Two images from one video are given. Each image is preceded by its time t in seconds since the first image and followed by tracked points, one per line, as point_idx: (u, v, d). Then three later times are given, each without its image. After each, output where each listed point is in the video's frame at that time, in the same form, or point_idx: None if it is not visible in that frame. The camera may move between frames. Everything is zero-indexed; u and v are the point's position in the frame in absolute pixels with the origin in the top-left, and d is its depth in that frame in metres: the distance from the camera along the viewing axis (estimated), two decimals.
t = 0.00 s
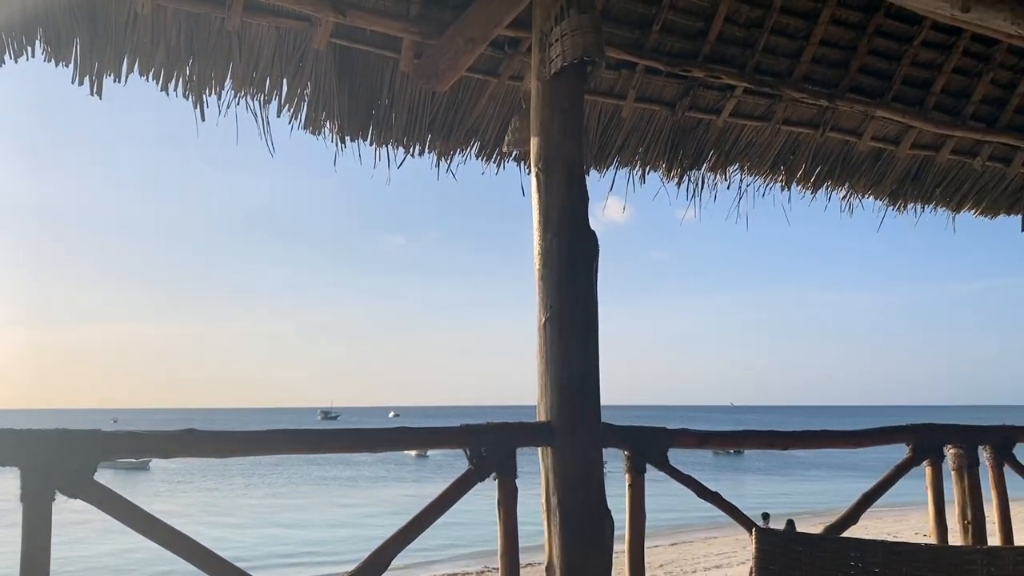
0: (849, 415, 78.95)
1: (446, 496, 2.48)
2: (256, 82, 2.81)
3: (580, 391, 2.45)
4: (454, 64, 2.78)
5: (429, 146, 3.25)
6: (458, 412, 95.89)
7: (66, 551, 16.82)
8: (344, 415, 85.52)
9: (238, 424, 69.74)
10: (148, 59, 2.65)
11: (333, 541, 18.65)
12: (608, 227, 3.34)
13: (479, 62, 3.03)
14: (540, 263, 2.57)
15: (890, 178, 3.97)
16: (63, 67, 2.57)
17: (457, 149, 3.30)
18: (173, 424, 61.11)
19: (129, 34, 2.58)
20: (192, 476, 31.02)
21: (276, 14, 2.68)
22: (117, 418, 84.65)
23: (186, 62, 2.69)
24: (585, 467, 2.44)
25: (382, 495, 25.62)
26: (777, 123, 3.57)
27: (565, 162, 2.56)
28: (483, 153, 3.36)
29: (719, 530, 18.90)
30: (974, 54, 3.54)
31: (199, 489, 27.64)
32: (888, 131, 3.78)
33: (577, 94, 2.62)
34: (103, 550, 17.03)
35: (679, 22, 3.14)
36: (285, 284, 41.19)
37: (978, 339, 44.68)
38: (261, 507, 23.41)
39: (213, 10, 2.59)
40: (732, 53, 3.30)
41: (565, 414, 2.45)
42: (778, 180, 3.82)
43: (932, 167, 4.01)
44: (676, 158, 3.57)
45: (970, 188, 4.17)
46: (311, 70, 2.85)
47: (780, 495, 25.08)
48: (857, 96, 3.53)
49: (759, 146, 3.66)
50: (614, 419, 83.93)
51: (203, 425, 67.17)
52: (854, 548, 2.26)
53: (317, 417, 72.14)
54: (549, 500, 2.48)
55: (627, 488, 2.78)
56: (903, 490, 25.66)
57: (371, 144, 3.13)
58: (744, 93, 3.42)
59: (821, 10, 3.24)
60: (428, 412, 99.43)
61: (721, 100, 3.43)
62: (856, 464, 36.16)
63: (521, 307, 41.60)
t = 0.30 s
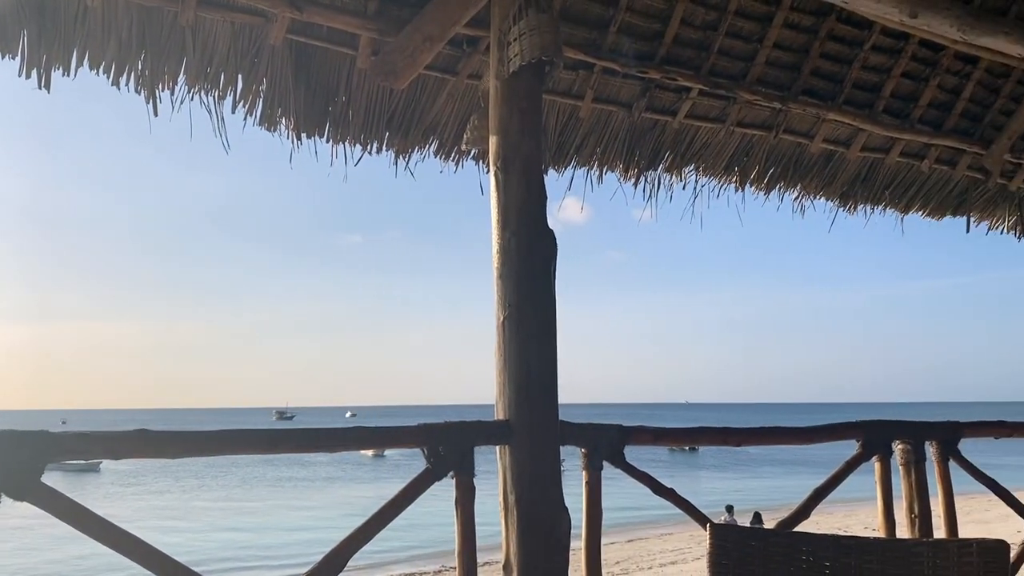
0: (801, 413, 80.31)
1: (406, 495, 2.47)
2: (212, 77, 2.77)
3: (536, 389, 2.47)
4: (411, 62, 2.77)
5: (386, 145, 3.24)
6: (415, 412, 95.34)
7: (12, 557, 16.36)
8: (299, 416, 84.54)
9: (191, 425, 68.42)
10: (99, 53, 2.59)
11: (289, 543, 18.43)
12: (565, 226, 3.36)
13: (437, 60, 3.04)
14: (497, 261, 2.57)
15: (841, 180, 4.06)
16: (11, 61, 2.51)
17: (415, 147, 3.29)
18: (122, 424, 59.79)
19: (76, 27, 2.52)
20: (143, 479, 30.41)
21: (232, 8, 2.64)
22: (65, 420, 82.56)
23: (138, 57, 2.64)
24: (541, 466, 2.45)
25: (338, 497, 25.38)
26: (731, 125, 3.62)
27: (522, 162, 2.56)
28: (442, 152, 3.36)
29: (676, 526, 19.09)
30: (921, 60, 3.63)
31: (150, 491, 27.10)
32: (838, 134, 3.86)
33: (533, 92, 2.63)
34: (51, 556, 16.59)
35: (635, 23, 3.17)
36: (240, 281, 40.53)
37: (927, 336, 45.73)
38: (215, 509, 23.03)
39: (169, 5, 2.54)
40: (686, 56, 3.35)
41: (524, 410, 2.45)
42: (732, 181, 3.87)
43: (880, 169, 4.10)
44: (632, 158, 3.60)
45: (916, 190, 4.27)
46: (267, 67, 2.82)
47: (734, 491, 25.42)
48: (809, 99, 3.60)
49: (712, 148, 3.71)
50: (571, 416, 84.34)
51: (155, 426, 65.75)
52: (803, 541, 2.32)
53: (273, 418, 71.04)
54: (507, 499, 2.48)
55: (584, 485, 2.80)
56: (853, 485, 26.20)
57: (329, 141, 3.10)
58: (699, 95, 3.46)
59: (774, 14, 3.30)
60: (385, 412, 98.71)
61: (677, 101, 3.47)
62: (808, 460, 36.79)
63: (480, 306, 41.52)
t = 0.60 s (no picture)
0: (755, 411, 81.54)
1: (364, 494, 2.45)
2: (167, 71, 2.72)
3: (497, 388, 2.46)
4: (371, 58, 2.75)
5: (346, 141, 3.21)
6: (373, 410, 94.63)
7: None
8: (255, 414, 83.37)
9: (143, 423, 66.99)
10: (50, 45, 2.52)
11: (245, 546, 18.15)
12: (525, 224, 3.36)
13: (396, 56, 3.02)
14: (457, 259, 2.56)
15: (797, 180, 4.12)
16: None
17: (375, 144, 3.27)
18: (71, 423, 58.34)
19: (27, 18, 2.45)
20: (94, 480, 29.71)
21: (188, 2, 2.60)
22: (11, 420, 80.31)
23: (90, 49, 2.57)
24: (501, 462, 2.44)
25: (296, 497, 25.07)
26: (691, 125, 3.65)
27: (484, 159, 2.56)
28: (402, 148, 3.34)
29: (635, 523, 19.21)
30: (876, 62, 3.70)
31: (101, 493, 26.50)
32: (794, 134, 3.92)
33: (494, 91, 2.62)
34: None
35: (595, 23, 3.18)
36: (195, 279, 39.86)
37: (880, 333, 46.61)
38: (169, 512, 22.59)
39: None
40: (646, 56, 3.37)
41: (482, 409, 2.45)
42: (691, 180, 3.90)
43: (836, 169, 4.17)
44: (594, 157, 3.61)
45: (871, 190, 4.35)
46: (223, 60, 2.78)
47: (692, 488, 25.66)
48: (767, 100, 3.64)
49: (672, 148, 3.74)
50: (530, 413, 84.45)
51: (105, 425, 64.24)
52: (760, 537, 2.34)
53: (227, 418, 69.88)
54: (467, 498, 2.48)
55: (544, 483, 2.80)
56: (808, 481, 26.62)
57: (287, 137, 3.07)
58: (658, 95, 3.49)
59: (733, 15, 3.34)
60: (343, 410, 97.80)
61: (637, 101, 3.50)
62: (764, 456, 37.30)
63: (440, 303, 41.40)
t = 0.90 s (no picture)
0: (714, 408, 82.43)
1: (323, 493, 2.43)
2: (122, 63, 2.66)
3: (460, 387, 2.45)
4: (332, 52, 2.72)
5: (306, 136, 3.17)
6: (332, 407, 93.75)
7: None
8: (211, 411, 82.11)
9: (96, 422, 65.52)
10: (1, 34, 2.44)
11: (202, 549, 17.82)
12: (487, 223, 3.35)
13: (357, 51, 3.00)
14: (420, 256, 2.55)
15: (756, 179, 4.17)
16: None
17: (335, 139, 3.24)
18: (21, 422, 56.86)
19: None
20: (45, 481, 28.99)
21: None
22: None
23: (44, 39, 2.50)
24: (463, 460, 2.44)
25: (254, 497, 24.71)
26: (653, 123, 3.67)
27: (446, 155, 2.55)
28: (363, 144, 3.31)
29: (596, 520, 19.27)
30: (833, 63, 3.76)
31: (52, 495, 25.86)
32: (754, 134, 3.97)
33: (457, 88, 2.61)
34: None
35: (558, 21, 3.19)
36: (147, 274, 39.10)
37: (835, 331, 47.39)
38: (124, 514, 22.12)
39: None
40: (609, 54, 3.38)
41: (445, 407, 2.44)
42: (653, 179, 3.92)
43: (794, 169, 4.23)
44: (556, 155, 3.61)
45: (828, 189, 4.42)
46: (181, 51, 2.73)
47: (652, 484, 25.84)
48: (726, 100, 3.68)
49: (634, 146, 3.76)
50: (490, 410, 84.34)
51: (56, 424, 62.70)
52: (720, 532, 2.37)
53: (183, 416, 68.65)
54: (428, 496, 2.47)
55: (506, 479, 2.80)
56: (766, 477, 26.97)
57: (245, 130, 3.02)
58: (620, 94, 3.51)
59: (694, 15, 3.37)
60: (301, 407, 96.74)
61: (599, 99, 3.51)
62: (723, 452, 37.71)
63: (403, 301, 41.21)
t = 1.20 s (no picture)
0: (676, 404, 83.29)
1: (287, 492, 2.41)
2: (79, 55, 2.59)
3: (425, 385, 2.45)
4: (293, 47, 2.70)
5: (268, 131, 3.14)
6: (292, 407, 92.70)
7: None
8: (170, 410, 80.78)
9: (51, 421, 64.10)
10: None
11: (161, 552, 17.50)
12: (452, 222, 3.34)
13: (321, 46, 2.99)
14: (384, 252, 2.53)
15: (717, 179, 4.21)
16: None
17: (297, 134, 3.21)
18: None
19: None
20: None
21: None
22: None
23: None
24: (426, 458, 2.43)
25: (214, 497, 24.36)
26: (616, 122, 3.70)
27: (411, 150, 2.54)
28: (326, 139, 3.29)
29: (560, 517, 19.34)
30: (793, 64, 3.82)
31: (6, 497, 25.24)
32: (716, 134, 4.02)
33: (421, 84, 2.60)
34: None
35: (523, 19, 3.19)
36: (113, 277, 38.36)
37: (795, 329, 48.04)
38: (80, 516, 21.67)
39: None
40: (574, 53, 3.40)
41: (409, 405, 2.43)
42: (615, 178, 3.94)
43: (755, 169, 4.29)
44: (521, 154, 3.61)
45: (787, 189, 4.48)
46: (139, 46, 2.67)
47: (616, 481, 25.98)
48: (688, 100, 3.71)
49: (597, 145, 3.78)
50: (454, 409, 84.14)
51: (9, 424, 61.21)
52: (682, 526, 2.39)
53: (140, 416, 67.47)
54: (392, 493, 2.45)
55: (470, 476, 2.81)
56: (728, 473, 27.27)
57: (205, 125, 2.98)
58: (584, 93, 3.53)
59: (657, 15, 3.39)
60: (261, 406, 95.53)
61: (564, 98, 3.52)
62: (685, 449, 38.06)
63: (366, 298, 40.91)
